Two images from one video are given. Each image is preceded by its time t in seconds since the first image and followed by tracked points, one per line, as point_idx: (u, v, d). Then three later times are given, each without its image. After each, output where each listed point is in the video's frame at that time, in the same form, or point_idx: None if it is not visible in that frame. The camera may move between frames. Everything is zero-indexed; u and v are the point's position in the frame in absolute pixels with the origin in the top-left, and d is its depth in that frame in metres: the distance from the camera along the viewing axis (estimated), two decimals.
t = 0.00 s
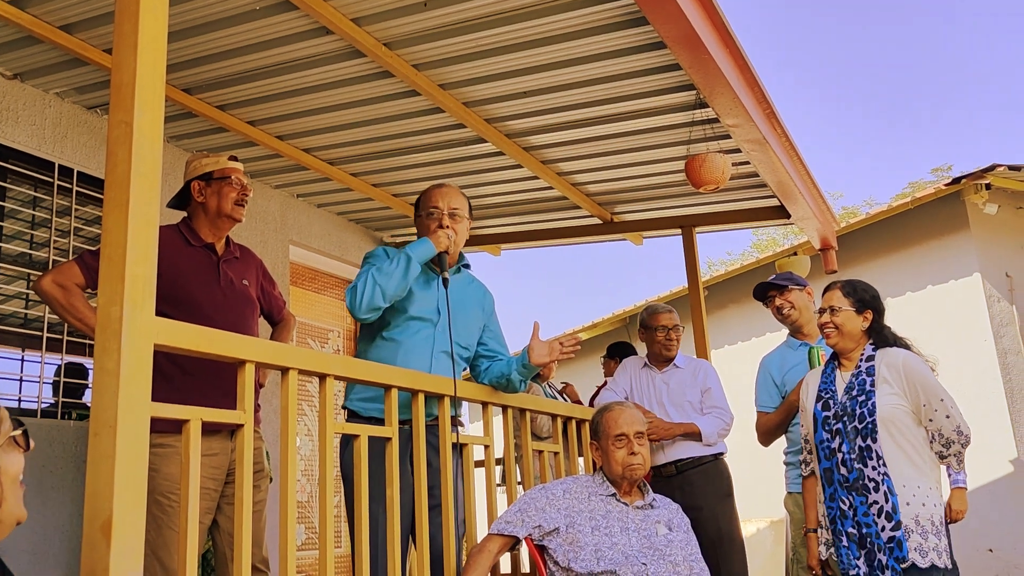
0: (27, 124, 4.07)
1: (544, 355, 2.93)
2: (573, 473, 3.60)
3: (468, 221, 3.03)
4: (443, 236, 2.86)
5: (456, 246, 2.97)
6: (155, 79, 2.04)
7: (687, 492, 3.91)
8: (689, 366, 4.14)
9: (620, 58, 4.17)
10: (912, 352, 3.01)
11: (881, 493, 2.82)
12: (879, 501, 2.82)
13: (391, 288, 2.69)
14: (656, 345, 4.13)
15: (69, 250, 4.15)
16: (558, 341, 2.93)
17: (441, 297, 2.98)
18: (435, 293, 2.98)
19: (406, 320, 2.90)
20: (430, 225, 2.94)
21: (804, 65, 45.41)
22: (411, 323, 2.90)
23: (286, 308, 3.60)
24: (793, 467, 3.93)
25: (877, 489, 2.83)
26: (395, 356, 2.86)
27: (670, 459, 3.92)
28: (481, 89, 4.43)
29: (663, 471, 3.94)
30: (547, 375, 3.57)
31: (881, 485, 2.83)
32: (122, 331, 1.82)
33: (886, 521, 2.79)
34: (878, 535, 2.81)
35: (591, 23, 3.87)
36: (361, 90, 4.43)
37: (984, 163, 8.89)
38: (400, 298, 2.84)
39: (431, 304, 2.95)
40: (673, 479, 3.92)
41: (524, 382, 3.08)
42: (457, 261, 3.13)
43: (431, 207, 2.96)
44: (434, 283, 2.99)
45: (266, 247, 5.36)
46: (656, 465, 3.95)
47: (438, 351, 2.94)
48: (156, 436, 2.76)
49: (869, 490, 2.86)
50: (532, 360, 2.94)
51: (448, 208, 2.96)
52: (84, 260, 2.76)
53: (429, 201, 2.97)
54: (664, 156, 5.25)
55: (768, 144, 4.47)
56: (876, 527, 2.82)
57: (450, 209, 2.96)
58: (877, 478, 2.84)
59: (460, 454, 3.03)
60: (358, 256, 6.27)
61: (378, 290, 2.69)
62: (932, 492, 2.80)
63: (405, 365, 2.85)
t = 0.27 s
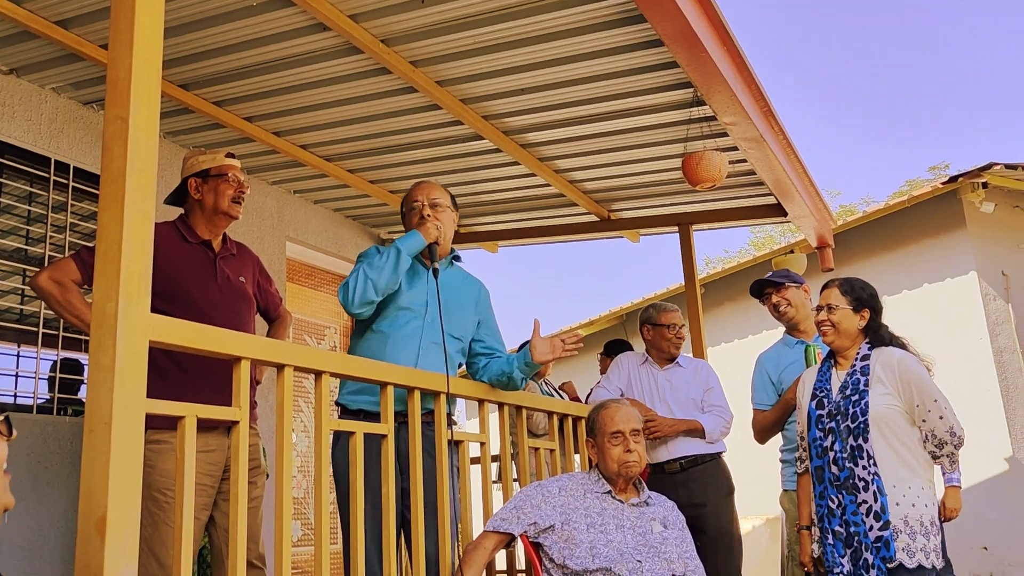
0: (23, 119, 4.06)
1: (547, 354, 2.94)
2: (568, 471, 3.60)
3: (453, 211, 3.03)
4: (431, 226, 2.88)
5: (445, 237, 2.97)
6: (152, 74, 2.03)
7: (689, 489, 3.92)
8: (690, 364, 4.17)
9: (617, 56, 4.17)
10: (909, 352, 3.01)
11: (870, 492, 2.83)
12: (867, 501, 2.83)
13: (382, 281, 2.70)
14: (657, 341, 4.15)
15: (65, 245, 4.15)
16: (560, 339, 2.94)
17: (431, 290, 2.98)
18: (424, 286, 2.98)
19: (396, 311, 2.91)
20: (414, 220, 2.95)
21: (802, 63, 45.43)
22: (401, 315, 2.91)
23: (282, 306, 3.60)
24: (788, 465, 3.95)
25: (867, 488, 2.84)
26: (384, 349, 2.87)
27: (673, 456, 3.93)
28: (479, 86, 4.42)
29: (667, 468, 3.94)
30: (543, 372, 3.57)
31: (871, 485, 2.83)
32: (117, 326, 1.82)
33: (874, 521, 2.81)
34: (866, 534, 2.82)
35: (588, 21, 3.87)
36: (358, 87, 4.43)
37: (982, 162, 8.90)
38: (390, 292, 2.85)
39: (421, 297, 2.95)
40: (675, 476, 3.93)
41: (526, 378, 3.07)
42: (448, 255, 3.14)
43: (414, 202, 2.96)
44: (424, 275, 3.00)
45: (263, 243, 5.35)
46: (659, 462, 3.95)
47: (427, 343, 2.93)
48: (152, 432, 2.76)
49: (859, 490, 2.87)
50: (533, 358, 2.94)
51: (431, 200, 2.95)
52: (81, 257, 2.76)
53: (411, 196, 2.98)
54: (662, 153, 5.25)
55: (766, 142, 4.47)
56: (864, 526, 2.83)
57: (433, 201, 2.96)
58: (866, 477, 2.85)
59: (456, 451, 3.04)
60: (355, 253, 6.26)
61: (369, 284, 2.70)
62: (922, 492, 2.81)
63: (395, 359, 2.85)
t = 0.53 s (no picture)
0: (21, 116, 4.06)
1: (545, 353, 2.94)
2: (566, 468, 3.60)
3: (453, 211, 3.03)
4: (425, 214, 2.90)
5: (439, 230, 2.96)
6: (151, 71, 2.03)
7: (697, 485, 3.92)
8: (696, 363, 4.23)
9: (616, 54, 4.17)
10: (907, 351, 3.01)
11: (865, 491, 2.84)
12: (862, 499, 2.84)
13: (372, 262, 2.72)
14: (666, 336, 4.20)
15: (63, 242, 4.14)
16: (558, 337, 2.94)
17: (423, 283, 2.98)
18: (417, 280, 2.99)
19: (388, 305, 2.91)
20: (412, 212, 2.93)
21: (800, 61, 45.44)
22: (393, 310, 2.91)
23: (280, 304, 3.61)
24: (786, 462, 3.95)
25: (862, 487, 2.85)
26: (377, 344, 2.86)
27: (682, 451, 3.93)
28: (477, 83, 4.42)
29: (675, 463, 3.92)
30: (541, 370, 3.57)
31: (866, 484, 2.84)
32: (115, 323, 1.82)
33: (868, 519, 2.81)
34: (859, 533, 2.83)
35: (586, 19, 3.87)
36: (357, 84, 4.43)
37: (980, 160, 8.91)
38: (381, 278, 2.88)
39: (413, 293, 2.96)
40: (684, 471, 3.92)
41: (524, 377, 3.07)
42: (443, 250, 3.15)
43: (413, 196, 2.96)
44: (417, 270, 3.01)
45: (261, 241, 5.35)
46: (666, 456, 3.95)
47: (420, 338, 2.92)
48: (151, 429, 2.76)
49: (853, 488, 2.88)
50: (532, 357, 2.94)
51: (429, 194, 2.95)
52: (79, 255, 2.76)
53: (410, 192, 2.97)
54: (660, 152, 5.26)
55: (764, 140, 4.47)
56: (857, 525, 2.84)
57: (432, 195, 2.95)
58: (862, 476, 2.86)
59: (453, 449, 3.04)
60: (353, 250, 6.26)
61: (359, 265, 2.72)
62: (918, 492, 2.81)
63: (387, 355, 2.85)
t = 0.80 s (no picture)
0: (20, 114, 4.06)
1: (544, 353, 2.94)
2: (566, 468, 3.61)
3: (455, 211, 3.03)
4: (427, 211, 2.91)
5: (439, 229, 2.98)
6: (151, 70, 2.03)
7: (709, 485, 3.97)
8: (700, 365, 4.27)
9: (616, 53, 4.17)
10: (908, 352, 3.01)
11: (866, 492, 2.84)
12: (862, 500, 2.84)
13: (373, 258, 2.72)
14: (674, 336, 4.22)
15: (62, 241, 4.13)
16: (557, 337, 2.94)
17: (424, 282, 2.98)
18: (418, 279, 2.99)
19: (390, 306, 2.90)
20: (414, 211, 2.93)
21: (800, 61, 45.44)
22: (395, 310, 2.90)
23: (279, 304, 3.61)
24: (785, 463, 3.96)
25: (863, 488, 2.85)
26: (380, 346, 2.86)
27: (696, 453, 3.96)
28: (477, 83, 4.42)
29: (689, 464, 3.97)
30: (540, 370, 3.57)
31: (867, 485, 2.84)
32: (114, 323, 1.82)
33: (869, 520, 2.82)
34: (860, 533, 2.84)
35: (586, 18, 3.87)
36: (357, 83, 4.42)
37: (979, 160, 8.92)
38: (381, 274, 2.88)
39: (414, 293, 2.96)
40: (697, 472, 3.98)
41: (522, 377, 3.07)
42: (443, 250, 3.14)
43: (416, 194, 2.95)
44: (418, 269, 3.02)
45: (260, 240, 5.35)
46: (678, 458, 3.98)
47: (423, 339, 2.92)
48: (150, 428, 2.76)
49: (854, 489, 2.88)
50: (532, 356, 2.95)
51: (432, 194, 2.94)
52: (78, 253, 2.76)
53: (414, 189, 2.96)
54: (659, 151, 5.25)
55: (763, 140, 4.47)
56: (858, 526, 2.84)
57: (435, 195, 2.95)
58: (863, 477, 2.86)
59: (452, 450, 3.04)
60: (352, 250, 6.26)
61: (360, 261, 2.72)
62: (919, 493, 2.82)
63: (391, 355, 2.85)
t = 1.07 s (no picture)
0: (21, 115, 4.06)
1: (542, 354, 2.95)
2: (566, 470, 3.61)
3: (456, 213, 3.04)
4: (429, 219, 2.89)
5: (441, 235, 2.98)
6: (151, 71, 2.03)
7: (710, 485, 3.99)
8: (695, 368, 4.32)
9: (616, 56, 4.18)
10: (910, 354, 3.02)
11: (869, 495, 2.85)
12: (865, 503, 2.85)
13: (377, 269, 2.70)
14: (672, 337, 4.25)
15: (62, 242, 4.14)
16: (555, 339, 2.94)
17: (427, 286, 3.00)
18: (421, 285, 3.00)
19: (395, 311, 2.90)
20: (415, 214, 2.95)
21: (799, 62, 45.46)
22: (400, 315, 2.90)
23: (279, 306, 3.61)
24: (784, 465, 3.97)
25: (865, 490, 2.86)
26: (385, 350, 2.86)
27: (699, 453, 4.00)
28: (477, 85, 4.43)
29: (691, 464, 3.99)
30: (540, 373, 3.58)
31: (869, 487, 2.85)
32: (116, 326, 1.82)
33: (871, 523, 2.83)
34: (862, 536, 2.85)
35: (586, 21, 3.88)
36: (357, 86, 4.43)
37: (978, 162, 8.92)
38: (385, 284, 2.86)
39: (418, 297, 2.96)
40: (698, 472, 3.99)
41: (522, 379, 3.09)
42: (445, 254, 3.15)
43: (417, 198, 2.98)
44: (421, 273, 3.03)
45: (261, 241, 5.35)
46: (681, 458, 4.01)
47: (427, 343, 2.94)
48: (150, 430, 2.77)
49: (857, 492, 2.88)
50: (530, 359, 2.95)
51: (433, 197, 2.97)
52: (78, 255, 2.76)
53: (414, 193, 3.00)
54: (659, 153, 5.26)
55: (763, 143, 4.48)
56: (861, 528, 2.85)
57: (435, 198, 2.98)
58: (865, 480, 2.87)
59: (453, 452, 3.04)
60: (352, 251, 6.27)
61: (364, 271, 2.70)
62: (921, 497, 2.82)
63: (396, 359, 2.85)
